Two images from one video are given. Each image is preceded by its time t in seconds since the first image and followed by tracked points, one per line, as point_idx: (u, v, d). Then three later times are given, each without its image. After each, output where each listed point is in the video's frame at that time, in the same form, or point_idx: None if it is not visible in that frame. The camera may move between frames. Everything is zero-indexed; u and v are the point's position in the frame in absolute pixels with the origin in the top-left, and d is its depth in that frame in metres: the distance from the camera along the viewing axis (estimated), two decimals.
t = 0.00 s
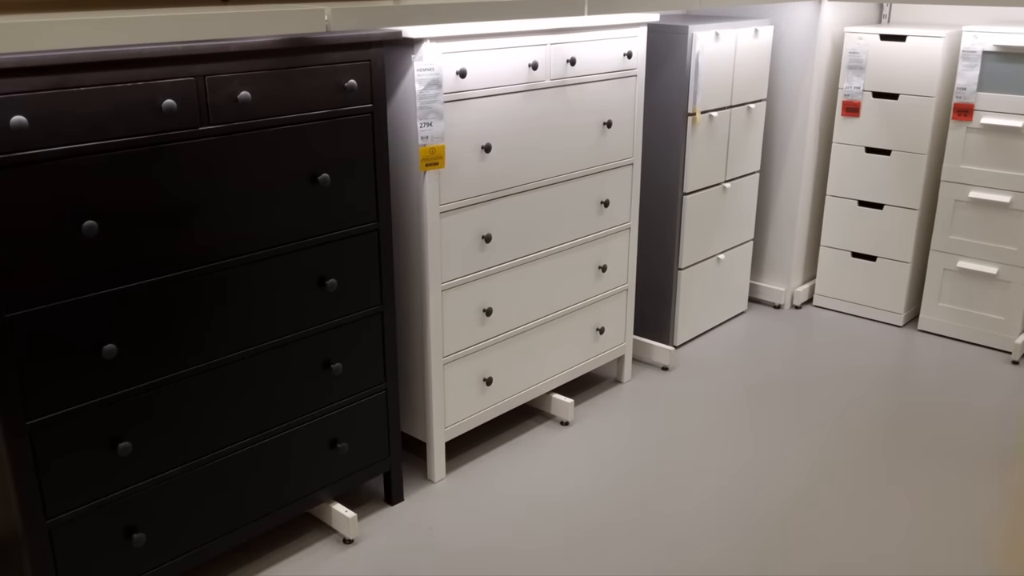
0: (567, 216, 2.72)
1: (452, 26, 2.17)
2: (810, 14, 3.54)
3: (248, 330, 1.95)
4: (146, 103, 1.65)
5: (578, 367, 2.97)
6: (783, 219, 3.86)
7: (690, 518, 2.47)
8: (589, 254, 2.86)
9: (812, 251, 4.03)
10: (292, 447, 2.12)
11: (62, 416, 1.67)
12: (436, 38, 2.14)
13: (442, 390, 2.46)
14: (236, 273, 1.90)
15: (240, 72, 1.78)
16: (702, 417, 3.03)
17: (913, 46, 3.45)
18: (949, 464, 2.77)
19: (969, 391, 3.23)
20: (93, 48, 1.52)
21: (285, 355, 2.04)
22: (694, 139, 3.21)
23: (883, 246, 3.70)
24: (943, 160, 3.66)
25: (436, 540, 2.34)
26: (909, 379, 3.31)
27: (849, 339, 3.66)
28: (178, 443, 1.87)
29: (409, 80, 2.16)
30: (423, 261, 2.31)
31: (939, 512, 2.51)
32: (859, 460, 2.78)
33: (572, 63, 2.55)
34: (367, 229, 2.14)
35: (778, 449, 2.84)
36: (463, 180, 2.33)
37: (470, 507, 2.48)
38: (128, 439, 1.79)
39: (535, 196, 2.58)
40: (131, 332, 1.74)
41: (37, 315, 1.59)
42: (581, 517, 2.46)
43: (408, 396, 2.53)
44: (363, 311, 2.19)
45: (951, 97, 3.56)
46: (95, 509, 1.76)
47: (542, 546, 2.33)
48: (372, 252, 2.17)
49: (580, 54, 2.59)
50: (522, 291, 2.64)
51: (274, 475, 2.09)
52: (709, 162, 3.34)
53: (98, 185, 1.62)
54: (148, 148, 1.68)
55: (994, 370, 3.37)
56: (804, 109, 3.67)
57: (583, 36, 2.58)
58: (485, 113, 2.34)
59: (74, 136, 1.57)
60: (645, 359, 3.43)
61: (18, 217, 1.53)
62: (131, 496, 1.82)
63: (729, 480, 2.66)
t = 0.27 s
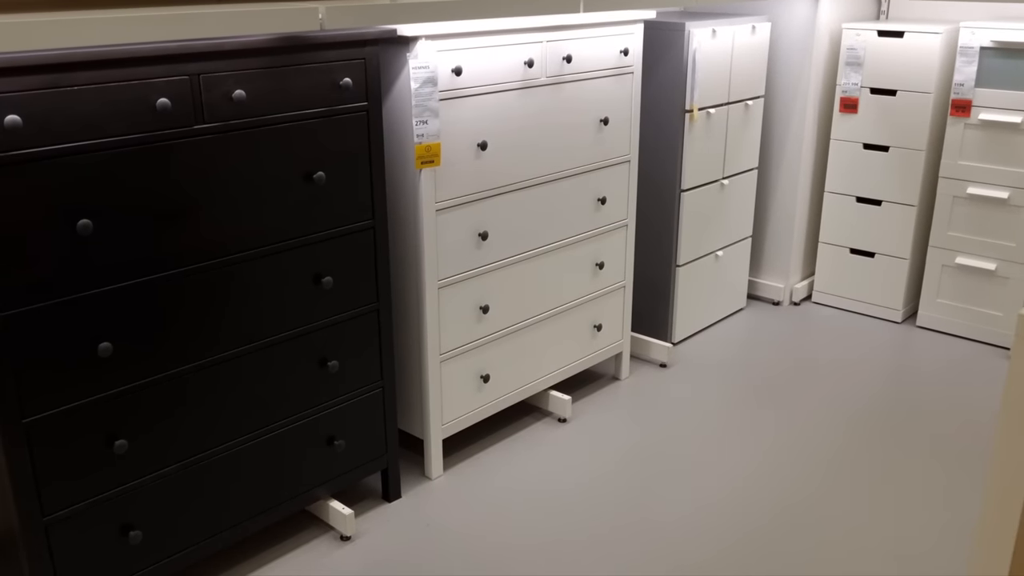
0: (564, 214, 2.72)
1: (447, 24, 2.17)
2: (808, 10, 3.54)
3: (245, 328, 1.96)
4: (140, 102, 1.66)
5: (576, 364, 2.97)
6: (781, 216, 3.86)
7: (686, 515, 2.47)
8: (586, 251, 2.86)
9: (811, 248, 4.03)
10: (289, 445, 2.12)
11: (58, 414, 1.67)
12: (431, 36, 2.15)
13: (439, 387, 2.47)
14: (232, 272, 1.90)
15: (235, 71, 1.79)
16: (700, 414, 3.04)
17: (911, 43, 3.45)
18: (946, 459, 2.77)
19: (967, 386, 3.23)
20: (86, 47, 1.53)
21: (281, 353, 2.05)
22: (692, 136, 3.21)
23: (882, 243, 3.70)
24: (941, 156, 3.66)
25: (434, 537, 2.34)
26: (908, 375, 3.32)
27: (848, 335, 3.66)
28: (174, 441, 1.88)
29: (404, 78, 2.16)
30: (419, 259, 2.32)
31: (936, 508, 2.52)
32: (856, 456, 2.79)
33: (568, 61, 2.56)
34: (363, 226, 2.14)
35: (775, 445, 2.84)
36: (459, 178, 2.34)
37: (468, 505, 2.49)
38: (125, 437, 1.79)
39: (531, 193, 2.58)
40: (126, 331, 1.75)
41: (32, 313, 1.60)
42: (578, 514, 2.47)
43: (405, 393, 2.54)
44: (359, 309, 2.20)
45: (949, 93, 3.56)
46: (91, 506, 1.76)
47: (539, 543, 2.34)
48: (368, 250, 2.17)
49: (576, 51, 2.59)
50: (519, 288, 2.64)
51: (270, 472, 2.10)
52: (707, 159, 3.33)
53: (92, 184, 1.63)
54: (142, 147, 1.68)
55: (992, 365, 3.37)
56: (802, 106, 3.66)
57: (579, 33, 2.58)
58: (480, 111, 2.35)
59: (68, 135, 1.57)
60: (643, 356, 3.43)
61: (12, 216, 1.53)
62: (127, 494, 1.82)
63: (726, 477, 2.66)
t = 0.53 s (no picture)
0: (561, 213, 2.72)
1: (442, 24, 2.17)
2: (805, 8, 3.54)
3: (241, 329, 1.96)
4: (134, 103, 1.66)
5: (574, 363, 2.97)
6: (779, 214, 3.86)
7: (684, 514, 2.48)
8: (583, 250, 2.86)
9: (809, 245, 4.03)
10: (286, 445, 2.13)
11: (53, 416, 1.67)
12: (426, 36, 2.15)
13: (437, 386, 2.47)
14: (227, 272, 1.90)
15: (229, 72, 1.79)
16: (698, 412, 3.04)
17: (908, 40, 3.45)
18: (944, 457, 2.77)
19: (965, 383, 3.23)
20: (80, 48, 1.53)
21: (277, 353, 2.05)
22: (689, 134, 3.21)
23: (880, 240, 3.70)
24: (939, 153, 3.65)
25: (431, 537, 2.34)
26: (906, 372, 3.32)
27: (846, 333, 3.66)
28: (170, 442, 1.88)
29: (400, 78, 2.16)
30: (416, 258, 2.32)
31: (933, 506, 2.52)
32: (854, 454, 2.79)
33: (564, 59, 2.56)
34: (359, 227, 2.14)
35: (773, 444, 2.84)
36: (455, 177, 2.34)
37: (466, 504, 2.49)
38: (121, 438, 1.80)
39: (527, 193, 2.58)
40: (122, 332, 1.75)
41: (27, 315, 1.60)
42: (576, 512, 2.47)
43: (403, 393, 2.54)
44: (356, 309, 2.20)
45: (947, 90, 3.56)
46: (88, 507, 1.77)
47: (536, 542, 2.34)
48: (364, 250, 2.18)
49: (571, 50, 2.59)
50: (516, 287, 2.64)
51: (267, 473, 2.10)
52: (705, 157, 3.33)
53: (86, 186, 1.63)
54: (137, 148, 1.69)
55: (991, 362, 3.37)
56: (799, 103, 3.66)
57: (575, 32, 2.58)
58: (476, 110, 2.35)
59: (61, 137, 1.57)
60: (641, 354, 3.43)
61: (7, 219, 1.54)
62: (124, 495, 1.83)
63: (724, 475, 2.66)
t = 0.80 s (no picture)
0: (563, 213, 2.73)
1: (443, 25, 2.17)
2: (806, 7, 3.54)
3: (243, 330, 1.96)
4: (135, 105, 1.66)
5: (576, 362, 2.98)
6: (781, 213, 3.86)
7: (686, 513, 2.48)
8: (585, 250, 2.86)
9: (811, 245, 4.03)
10: (288, 446, 2.13)
11: (56, 418, 1.68)
12: (427, 37, 2.15)
13: (438, 386, 2.47)
14: (229, 274, 1.91)
15: (230, 74, 1.79)
16: (700, 411, 3.04)
17: (909, 39, 3.45)
18: (946, 456, 2.77)
19: (968, 382, 3.22)
20: (82, 51, 1.53)
21: (279, 354, 2.05)
22: (690, 134, 3.21)
23: (882, 239, 3.70)
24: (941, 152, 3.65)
25: (434, 536, 2.35)
26: (908, 371, 3.31)
27: (848, 332, 3.66)
28: (173, 444, 1.89)
29: (401, 79, 2.17)
30: (417, 259, 2.32)
31: (936, 505, 2.51)
32: (856, 453, 2.78)
33: (565, 60, 2.56)
34: (360, 228, 2.15)
35: (775, 443, 2.84)
36: (456, 178, 2.34)
37: (469, 504, 2.50)
38: (124, 440, 1.80)
39: (529, 193, 2.58)
40: (124, 334, 1.76)
41: (29, 318, 1.60)
42: (578, 512, 2.47)
43: (405, 393, 2.54)
44: (358, 309, 2.21)
45: (948, 89, 3.55)
46: (91, 509, 1.77)
47: (539, 542, 2.34)
48: (365, 251, 2.18)
49: (572, 50, 2.59)
50: (517, 288, 2.64)
51: (270, 473, 2.11)
52: (706, 157, 3.33)
53: (89, 188, 1.63)
54: (138, 150, 1.69)
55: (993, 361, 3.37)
56: (801, 103, 3.66)
57: (576, 32, 2.58)
58: (477, 111, 2.35)
59: (63, 139, 1.58)
60: (643, 354, 3.43)
61: (10, 222, 1.54)
62: (127, 496, 1.83)
63: (726, 475, 2.66)
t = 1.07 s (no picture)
0: (565, 213, 2.73)
1: (446, 26, 2.18)
2: (808, 8, 3.54)
3: (246, 331, 1.97)
4: (140, 107, 1.67)
5: (578, 363, 2.98)
6: (783, 214, 3.86)
7: (688, 513, 2.48)
8: (587, 251, 2.87)
9: (813, 245, 4.03)
10: (292, 446, 2.14)
11: (60, 419, 1.69)
12: (429, 38, 2.16)
13: (441, 387, 2.48)
14: (234, 275, 1.92)
15: (234, 76, 1.80)
16: (703, 412, 3.04)
17: (911, 39, 3.45)
18: (949, 456, 2.77)
19: (970, 383, 3.22)
20: (87, 53, 1.54)
21: (283, 354, 2.06)
22: (692, 135, 3.22)
23: (884, 239, 3.70)
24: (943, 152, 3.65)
25: (437, 536, 2.35)
26: (910, 372, 3.32)
27: (850, 333, 3.66)
28: (177, 444, 1.90)
29: (404, 81, 2.17)
30: (420, 260, 2.33)
31: (938, 505, 2.52)
32: (859, 453, 2.79)
33: (567, 61, 2.56)
34: (364, 228, 2.15)
35: (777, 443, 2.84)
36: (459, 179, 2.35)
37: (472, 504, 2.50)
38: (128, 440, 1.81)
39: (531, 194, 2.59)
40: (128, 334, 1.76)
41: (36, 318, 1.61)
42: (581, 512, 2.48)
43: (407, 393, 2.55)
44: (361, 310, 2.21)
45: (950, 89, 3.56)
46: (96, 509, 1.78)
47: (541, 541, 2.35)
48: (368, 251, 2.18)
49: (575, 51, 2.60)
50: (520, 288, 2.65)
51: (274, 474, 2.11)
52: (708, 157, 3.34)
53: (93, 189, 1.64)
54: (143, 152, 1.70)
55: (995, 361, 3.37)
56: (802, 103, 3.67)
57: (578, 33, 2.58)
58: (480, 112, 2.35)
59: (68, 141, 1.58)
60: (645, 355, 3.44)
61: (15, 223, 1.55)
62: (131, 496, 1.84)
63: (729, 475, 2.67)
